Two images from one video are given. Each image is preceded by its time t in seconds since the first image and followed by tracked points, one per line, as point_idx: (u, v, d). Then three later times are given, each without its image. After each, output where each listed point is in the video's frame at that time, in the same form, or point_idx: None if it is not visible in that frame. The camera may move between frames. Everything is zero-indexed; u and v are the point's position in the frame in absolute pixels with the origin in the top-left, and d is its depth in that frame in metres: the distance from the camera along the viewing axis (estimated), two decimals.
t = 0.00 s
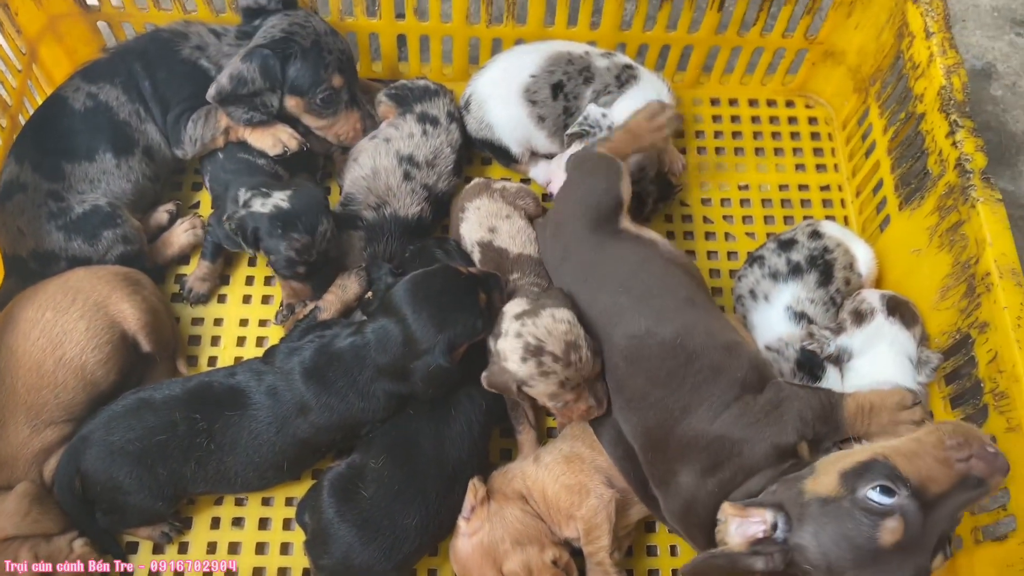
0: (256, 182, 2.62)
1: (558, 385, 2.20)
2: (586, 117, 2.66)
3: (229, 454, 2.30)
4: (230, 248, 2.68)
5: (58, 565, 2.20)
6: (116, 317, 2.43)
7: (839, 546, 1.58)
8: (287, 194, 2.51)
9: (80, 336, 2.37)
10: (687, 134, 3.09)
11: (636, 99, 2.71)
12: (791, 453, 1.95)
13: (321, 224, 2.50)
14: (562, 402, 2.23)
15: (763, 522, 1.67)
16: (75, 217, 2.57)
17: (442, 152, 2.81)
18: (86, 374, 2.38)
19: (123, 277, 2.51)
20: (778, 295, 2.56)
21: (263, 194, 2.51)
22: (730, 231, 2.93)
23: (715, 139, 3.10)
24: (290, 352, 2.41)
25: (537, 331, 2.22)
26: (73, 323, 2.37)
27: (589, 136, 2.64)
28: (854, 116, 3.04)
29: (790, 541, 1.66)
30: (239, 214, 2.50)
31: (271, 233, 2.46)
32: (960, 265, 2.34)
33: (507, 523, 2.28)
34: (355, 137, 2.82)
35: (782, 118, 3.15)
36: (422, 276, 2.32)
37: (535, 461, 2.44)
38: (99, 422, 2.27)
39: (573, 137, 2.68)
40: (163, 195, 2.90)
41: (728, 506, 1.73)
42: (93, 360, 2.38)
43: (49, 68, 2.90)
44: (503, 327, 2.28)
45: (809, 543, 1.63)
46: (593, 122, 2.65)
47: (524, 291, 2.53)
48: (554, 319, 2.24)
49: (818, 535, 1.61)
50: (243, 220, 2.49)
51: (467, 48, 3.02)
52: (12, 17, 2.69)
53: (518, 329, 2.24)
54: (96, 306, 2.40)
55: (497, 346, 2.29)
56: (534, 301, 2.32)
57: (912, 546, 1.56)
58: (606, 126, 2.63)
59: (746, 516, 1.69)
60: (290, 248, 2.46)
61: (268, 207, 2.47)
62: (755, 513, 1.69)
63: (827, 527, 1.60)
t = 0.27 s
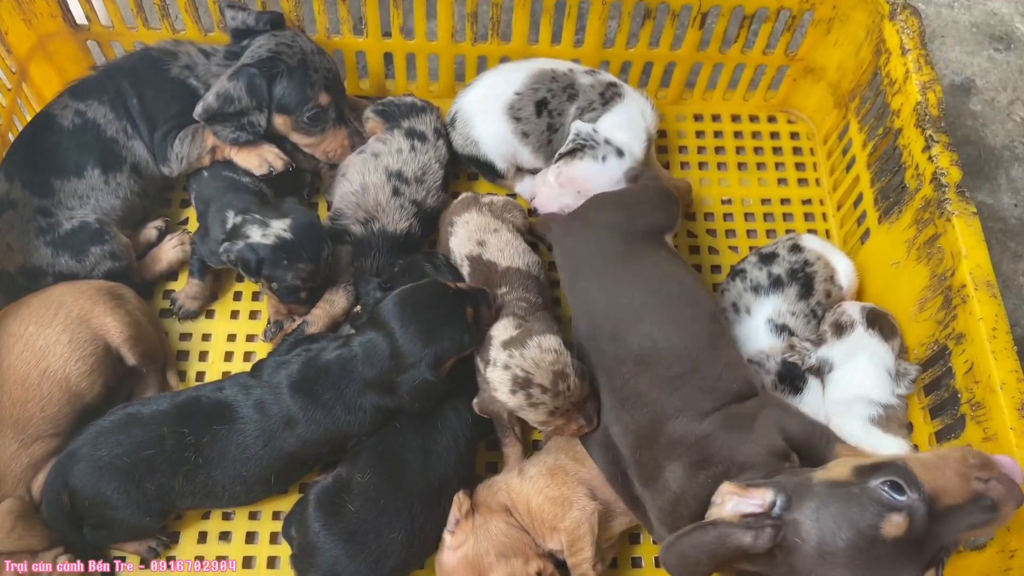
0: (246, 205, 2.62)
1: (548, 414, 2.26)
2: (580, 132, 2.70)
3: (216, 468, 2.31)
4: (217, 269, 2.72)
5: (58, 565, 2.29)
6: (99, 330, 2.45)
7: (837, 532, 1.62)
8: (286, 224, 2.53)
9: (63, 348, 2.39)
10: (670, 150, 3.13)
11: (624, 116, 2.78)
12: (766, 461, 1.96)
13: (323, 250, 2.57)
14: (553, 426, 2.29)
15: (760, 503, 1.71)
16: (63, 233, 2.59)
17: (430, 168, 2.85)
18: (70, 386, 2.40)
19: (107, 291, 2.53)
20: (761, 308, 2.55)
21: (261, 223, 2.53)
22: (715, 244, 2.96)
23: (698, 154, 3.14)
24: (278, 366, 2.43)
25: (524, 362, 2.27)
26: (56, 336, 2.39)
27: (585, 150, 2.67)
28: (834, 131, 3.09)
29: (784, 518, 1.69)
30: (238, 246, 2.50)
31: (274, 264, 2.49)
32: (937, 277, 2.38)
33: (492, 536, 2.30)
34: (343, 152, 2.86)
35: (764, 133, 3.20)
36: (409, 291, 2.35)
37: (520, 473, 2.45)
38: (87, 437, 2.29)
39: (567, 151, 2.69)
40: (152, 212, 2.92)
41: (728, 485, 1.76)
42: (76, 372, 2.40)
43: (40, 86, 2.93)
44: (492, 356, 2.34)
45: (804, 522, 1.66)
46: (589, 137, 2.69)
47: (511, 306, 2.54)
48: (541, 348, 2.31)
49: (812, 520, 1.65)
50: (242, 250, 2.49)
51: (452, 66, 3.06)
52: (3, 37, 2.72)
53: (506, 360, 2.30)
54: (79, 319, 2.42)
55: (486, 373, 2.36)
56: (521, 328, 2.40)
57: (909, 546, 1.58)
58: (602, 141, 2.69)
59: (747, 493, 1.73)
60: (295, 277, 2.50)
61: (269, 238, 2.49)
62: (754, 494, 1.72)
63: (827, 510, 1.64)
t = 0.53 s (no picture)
0: (249, 225, 2.65)
1: (562, 416, 2.29)
2: (581, 142, 2.76)
3: (224, 480, 2.33)
4: (229, 304, 2.74)
5: (57, 565, 2.26)
6: (104, 340, 2.46)
7: (871, 515, 1.67)
8: (291, 248, 2.57)
9: (68, 358, 2.41)
10: (670, 162, 3.16)
11: (625, 128, 2.84)
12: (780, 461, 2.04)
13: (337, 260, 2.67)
14: (567, 430, 2.31)
15: (789, 492, 1.78)
16: (70, 246, 2.61)
17: (432, 182, 2.88)
18: (76, 396, 2.42)
19: (112, 303, 2.55)
20: (761, 319, 2.58)
21: (266, 250, 2.56)
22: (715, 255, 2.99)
23: (697, 167, 3.18)
24: (285, 379, 2.45)
25: (538, 365, 2.31)
26: (61, 346, 2.41)
27: (588, 158, 2.74)
28: (832, 144, 3.12)
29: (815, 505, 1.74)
30: (244, 273, 2.54)
31: (281, 291, 2.52)
32: (936, 288, 2.41)
33: (497, 546, 2.31)
34: (347, 168, 2.88)
35: (762, 146, 3.24)
36: (416, 303, 2.37)
37: (524, 484, 2.47)
38: (95, 450, 2.30)
39: (569, 161, 2.75)
40: (158, 225, 2.95)
41: (757, 476, 1.84)
42: (82, 382, 2.42)
43: (46, 102, 2.96)
44: (505, 362, 2.37)
45: (836, 508, 1.72)
46: (591, 145, 2.75)
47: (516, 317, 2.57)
48: (553, 352, 2.36)
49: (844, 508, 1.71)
50: (249, 279, 2.53)
51: (454, 81, 3.09)
52: (11, 54, 2.75)
53: (521, 365, 2.33)
54: (84, 329, 2.44)
55: (497, 381, 2.39)
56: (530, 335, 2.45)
57: (936, 532, 1.66)
58: (604, 149, 2.76)
59: (776, 483, 1.81)
60: (303, 300, 2.55)
61: (276, 265, 2.53)
62: (783, 484, 1.80)
63: (860, 500, 1.70)
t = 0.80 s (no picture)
0: (243, 238, 2.64)
1: (554, 454, 2.28)
2: (582, 153, 2.76)
3: (228, 491, 2.32)
4: (237, 314, 2.76)
5: (57, 564, 2.28)
6: (105, 345, 2.46)
7: (863, 451, 1.68)
8: (284, 252, 2.55)
9: (66, 360, 2.40)
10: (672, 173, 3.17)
11: (627, 138, 2.85)
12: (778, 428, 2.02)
13: (338, 270, 2.68)
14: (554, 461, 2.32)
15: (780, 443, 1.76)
16: (73, 256, 2.61)
17: (437, 192, 2.89)
18: (72, 398, 2.40)
19: (115, 311, 2.54)
20: (764, 328, 2.60)
21: (262, 256, 2.54)
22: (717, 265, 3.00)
23: (699, 177, 3.19)
24: (289, 389, 2.44)
25: (544, 403, 2.26)
26: (60, 348, 2.40)
27: (591, 170, 2.72)
28: (832, 154, 3.14)
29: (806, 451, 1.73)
30: (241, 279, 2.51)
31: (281, 296, 2.50)
32: (939, 297, 2.42)
33: (503, 557, 2.31)
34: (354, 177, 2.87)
35: (763, 156, 3.25)
36: (422, 311, 2.38)
37: (530, 496, 2.47)
38: (98, 460, 2.29)
39: (571, 172, 2.74)
40: (160, 235, 2.95)
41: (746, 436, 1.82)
42: (80, 384, 2.41)
43: (49, 112, 2.96)
44: (511, 386, 2.34)
45: (828, 452, 1.71)
46: (593, 156, 2.74)
47: (520, 327, 2.57)
48: (564, 392, 2.28)
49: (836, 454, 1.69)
50: (247, 286, 2.50)
51: (457, 91, 3.11)
52: (14, 64, 2.75)
53: (527, 397, 2.29)
54: (85, 333, 2.43)
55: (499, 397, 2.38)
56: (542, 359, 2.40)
57: (932, 467, 1.66)
58: (606, 160, 2.75)
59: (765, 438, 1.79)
60: (303, 304, 2.53)
61: (274, 269, 2.51)
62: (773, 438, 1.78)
63: (851, 443, 1.70)
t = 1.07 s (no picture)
0: (241, 243, 2.64)
1: (556, 463, 2.31)
2: (581, 158, 2.77)
3: (220, 501, 2.30)
4: (229, 322, 2.75)
5: (58, 564, 2.21)
6: (85, 352, 2.43)
7: (848, 473, 1.62)
8: (282, 252, 2.54)
9: (39, 363, 2.38)
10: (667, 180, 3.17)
11: (624, 143, 2.85)
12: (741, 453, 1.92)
13: (334, 276, 2.66)
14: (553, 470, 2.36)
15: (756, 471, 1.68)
16: (66, 264, 2.60)
17: (433, 199, 2.88)
18: (42, 402, 2.36)
19: (101, 317, 2.53)
20: (759, 335, 2.59)
21: (260, 255, 2.54)
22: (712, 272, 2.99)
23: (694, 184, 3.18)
24: (283, 397, 2.43)
25: (548, 414, 2.29)
26: (35, 352, 2.38)
27: (588, 175, 2.73)
28: (828, 161, 3.14)
29: (787, 478, 1.66)
30: (238, 279, 2.49)
31: (276, 295, 2.48)
32: (935, 304, 2.41)
33: (496, 566, 2.29)
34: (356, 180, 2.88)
35: (759, 163, 3.25)
36: (417, 318, 2.37)
37: (526, 505, 2.45)
38: (89, 469, 2.27)
39: (570, 177, 2.75)
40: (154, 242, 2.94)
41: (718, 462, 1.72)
42: (52, 387, 2.38)
43: (42, 118, 2.95)
44: (513, 396, 2.35)
45: (809, 477, 1.65)
46: (591, 161, 2.76)
47: (515, 335, 2.56)
48: (567, 402, 2.31)
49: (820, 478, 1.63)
50: (243, 284, 2.49)
51: (452, 98, 3.10)
52: (7, 70, 2.74)
53: (530, 407, 2.31)
54: (66, 339, 2.42)
55: (498, 408, 2.39)
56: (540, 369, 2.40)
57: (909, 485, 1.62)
58: (604, 166, 2.76)
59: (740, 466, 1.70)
60: (298, 305, 2.51)
61: (270, 267, 2.50)
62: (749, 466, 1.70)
63: (833, 464, 1.65)
